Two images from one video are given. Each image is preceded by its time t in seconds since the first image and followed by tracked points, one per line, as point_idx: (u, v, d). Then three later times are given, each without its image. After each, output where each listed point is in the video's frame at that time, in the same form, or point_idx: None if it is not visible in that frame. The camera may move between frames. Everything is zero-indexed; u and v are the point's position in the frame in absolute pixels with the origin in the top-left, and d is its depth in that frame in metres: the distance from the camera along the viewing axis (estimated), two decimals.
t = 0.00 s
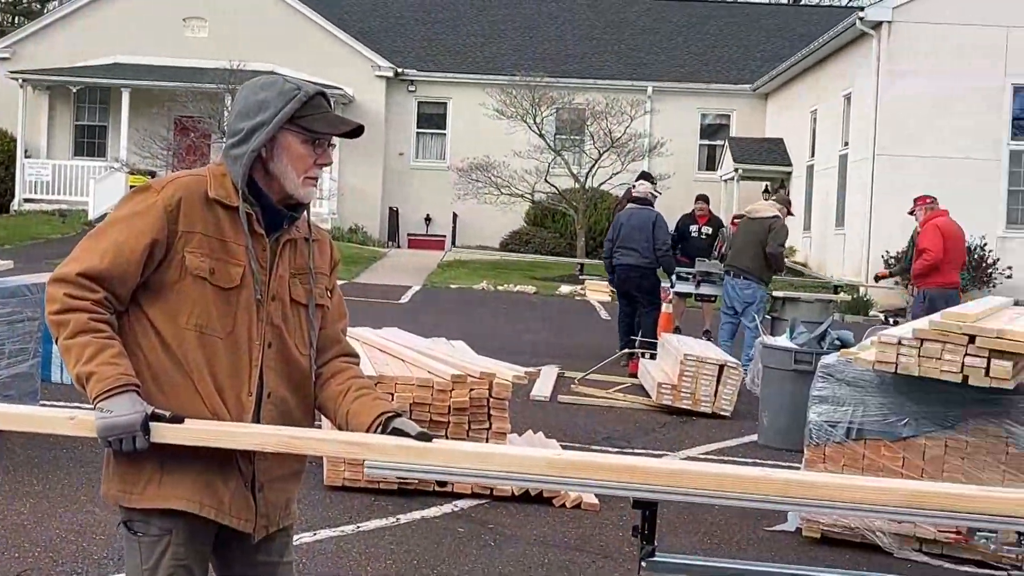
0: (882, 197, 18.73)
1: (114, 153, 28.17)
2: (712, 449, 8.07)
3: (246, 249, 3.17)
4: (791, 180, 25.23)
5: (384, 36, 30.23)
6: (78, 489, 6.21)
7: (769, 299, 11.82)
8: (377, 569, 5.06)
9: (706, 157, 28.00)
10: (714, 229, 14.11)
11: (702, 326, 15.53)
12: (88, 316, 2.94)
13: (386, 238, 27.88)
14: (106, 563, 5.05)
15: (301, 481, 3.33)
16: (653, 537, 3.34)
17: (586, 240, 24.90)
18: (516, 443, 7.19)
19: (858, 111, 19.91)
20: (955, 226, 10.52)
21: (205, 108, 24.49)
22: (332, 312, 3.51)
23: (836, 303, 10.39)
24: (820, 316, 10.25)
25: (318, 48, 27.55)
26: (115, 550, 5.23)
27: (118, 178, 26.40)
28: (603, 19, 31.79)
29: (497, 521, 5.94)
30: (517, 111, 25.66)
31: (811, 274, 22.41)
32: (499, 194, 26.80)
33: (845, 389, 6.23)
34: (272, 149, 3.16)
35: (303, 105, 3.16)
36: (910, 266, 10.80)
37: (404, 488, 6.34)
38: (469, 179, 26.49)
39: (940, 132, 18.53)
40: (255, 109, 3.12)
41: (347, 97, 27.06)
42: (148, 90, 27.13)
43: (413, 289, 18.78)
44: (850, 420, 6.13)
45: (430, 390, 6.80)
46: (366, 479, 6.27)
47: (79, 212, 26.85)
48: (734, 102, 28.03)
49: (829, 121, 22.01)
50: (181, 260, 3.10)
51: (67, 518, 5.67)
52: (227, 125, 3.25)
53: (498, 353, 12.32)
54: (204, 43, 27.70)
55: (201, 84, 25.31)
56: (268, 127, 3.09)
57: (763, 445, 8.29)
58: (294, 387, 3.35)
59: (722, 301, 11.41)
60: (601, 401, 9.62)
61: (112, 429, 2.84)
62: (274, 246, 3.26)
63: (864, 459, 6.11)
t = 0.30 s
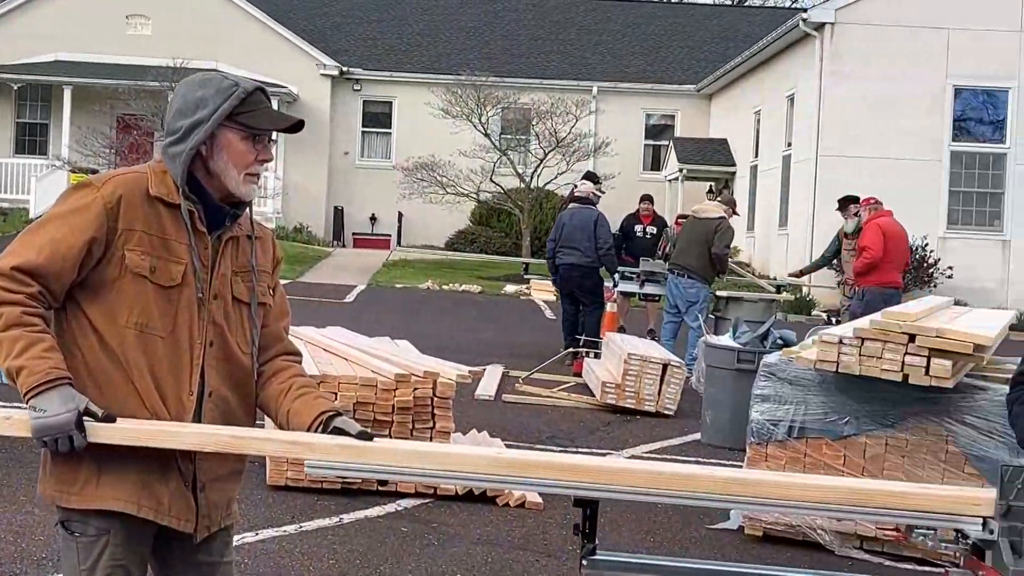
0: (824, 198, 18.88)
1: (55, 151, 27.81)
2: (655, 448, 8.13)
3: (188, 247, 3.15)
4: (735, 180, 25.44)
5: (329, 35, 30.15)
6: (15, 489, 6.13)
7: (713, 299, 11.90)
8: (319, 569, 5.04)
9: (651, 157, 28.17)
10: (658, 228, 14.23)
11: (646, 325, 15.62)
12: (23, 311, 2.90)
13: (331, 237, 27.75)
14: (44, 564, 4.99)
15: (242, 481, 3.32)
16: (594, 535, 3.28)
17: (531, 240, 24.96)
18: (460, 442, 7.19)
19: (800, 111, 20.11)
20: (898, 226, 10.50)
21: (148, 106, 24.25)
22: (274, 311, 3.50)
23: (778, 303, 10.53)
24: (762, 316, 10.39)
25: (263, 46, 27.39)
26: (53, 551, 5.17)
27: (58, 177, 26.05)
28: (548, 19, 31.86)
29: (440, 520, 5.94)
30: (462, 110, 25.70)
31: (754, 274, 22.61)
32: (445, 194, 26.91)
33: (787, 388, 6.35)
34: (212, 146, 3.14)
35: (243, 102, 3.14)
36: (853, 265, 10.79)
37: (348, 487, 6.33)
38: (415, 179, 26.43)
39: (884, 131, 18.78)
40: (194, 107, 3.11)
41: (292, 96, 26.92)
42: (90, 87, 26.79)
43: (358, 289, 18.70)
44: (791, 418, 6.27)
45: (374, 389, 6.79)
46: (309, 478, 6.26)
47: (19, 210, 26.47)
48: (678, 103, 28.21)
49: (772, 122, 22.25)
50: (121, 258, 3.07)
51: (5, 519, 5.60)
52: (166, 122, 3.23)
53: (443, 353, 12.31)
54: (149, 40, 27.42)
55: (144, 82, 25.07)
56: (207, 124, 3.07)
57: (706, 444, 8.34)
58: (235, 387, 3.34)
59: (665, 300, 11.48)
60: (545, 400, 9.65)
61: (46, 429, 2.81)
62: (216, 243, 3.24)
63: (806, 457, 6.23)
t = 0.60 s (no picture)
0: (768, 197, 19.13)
1: None
2: (599, 445, 8.19)
3: (130, 245, 3.12)
4: (681, 178, 25.62)
5: (274, 31, 30.04)
6: None
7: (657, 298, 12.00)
8: (262, 568, 5.02)
9: (597, 155, 28.31)
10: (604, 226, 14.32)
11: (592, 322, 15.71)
12: None
13: (277, 234, 27.78)
14: None
15: (184, 479, 3.30)
16: (537, 533, 3.28)
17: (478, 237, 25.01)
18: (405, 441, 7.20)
19: (744, 111, 20.31)
20: (840, 224, 10.59)
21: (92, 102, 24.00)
22: (219, 310, 3.48)
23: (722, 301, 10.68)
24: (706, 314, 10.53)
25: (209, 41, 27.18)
26: None
27: None
28: (495, 17, 31.88)
29: (384, 519, 5.94)
30: (409, 108, 25.71)
31: (700, 272, 22.82)
32: (391, 191, 26.43)
33: (731, 385, 6.40)
34: (155, 144, 3.12)
35: (184, 99, 3.12)
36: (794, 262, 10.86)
37: (291, 486, 6.31)
38: (362, 176, 26.36)
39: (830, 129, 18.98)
40: (135, 105, 3.07)
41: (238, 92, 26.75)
42: (32, 82, 26.42)
43: (304, 286, 18.64)
44: (735, 416, 6.33)
45: (318, 388, 6.78)
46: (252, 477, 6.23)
47: None
48: (625, 101, 28.32)
49: (717, 121, 22.45)
50: (62, 256, 3.02)
51: None
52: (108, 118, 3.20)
53: (389, 350, 12.29)
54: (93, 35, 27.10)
55: (89, 79, 24.82)
56: (149, 122, 3.04)
57: (650, 442, 8.43)
58: (177, 387, 3.32)
59: (612, 297, 11.55)
60: (489, 398, 9.67)
61: None
62: (159, 242, 3.22)
63: (750, 455, 6.27)
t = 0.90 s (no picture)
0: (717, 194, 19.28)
1: None
2: (549, 442, 8.22)
3: (74, 243, 3.08)
4: (631, 176, 25.73)
5: (223, 27, 29.84)
6: None
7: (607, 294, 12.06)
8: (209, 567, 4.99)
9: (547, 152, 28.37)
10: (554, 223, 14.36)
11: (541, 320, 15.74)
12: None
13: (226, 231, 27.62)
14: None
15: (130, 479, 3.26)
16: (485, 530, 3.27)
17: (428, 234, 24.99)
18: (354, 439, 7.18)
19: (693, 110, 20.45)
20: (784, 222, 10.70)
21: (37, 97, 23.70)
22: (167, 307, 3.44)
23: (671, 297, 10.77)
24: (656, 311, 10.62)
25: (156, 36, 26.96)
26: None
27: None
28: (445, 13, 31.84)
29: (334, 516, 5.92)
30: (358, 104, 25.64)
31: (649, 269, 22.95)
32: (341, 188, 26.43)
33: (681, 382, 6.38)
34: (100, 141, 3.09)
35: (132, 95, 3.09)
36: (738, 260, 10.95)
37: (240, 484, 6.27)
38: (311, 172, 26.21)
39: (780, 127, 19.12)
40: (82, 100, 3.04)
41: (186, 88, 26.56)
42: None
43: (253, 283, 18.51)
44: (684, 412, 6.31)
45: (267, 384, 6.75)
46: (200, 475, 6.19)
47: None
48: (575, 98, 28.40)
49: (667, 120, 22.58)
50: (4, 255, 2.99)
51: None
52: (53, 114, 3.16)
53: (339, 348, 12.24)
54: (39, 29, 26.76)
55: (33, 74, 24.50)
56: (95, 118, 3.01)
57: (600, 438, 8.45)
58: (123, 385, 3.28)
59: (562, 294, 11.58)
60: (441, 395, 9.68)
61: None
62: (105, 239, 3.18)
63: (698, 452, 6.30)
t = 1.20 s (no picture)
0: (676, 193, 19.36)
1: None
2: (508, 440, 8.24)
3: (21, 241, 3.03)
4: (590, 174, 25.75)
5: (180, 24, 29.61)
6: None
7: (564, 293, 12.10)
8: (164, 566, 4.96)
9: (507, 150, 28.36)
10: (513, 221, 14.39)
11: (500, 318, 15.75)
12: None
13: (183, 229, 27.39)
14: None
15: (82, 478, 3.22)
16: (443, 526, 3.27)
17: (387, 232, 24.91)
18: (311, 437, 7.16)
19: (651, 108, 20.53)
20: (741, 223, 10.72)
21: None
22: (133, 300, 3.43)
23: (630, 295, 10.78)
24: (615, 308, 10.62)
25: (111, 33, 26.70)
26: None
27: None
28: (404, 10, 31.76)
29: (292, 515, 5.90)
30: (316, 102, 25.51)
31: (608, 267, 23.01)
32: (300, 186, 26.27)
33: (640, 380, 6.40)
34: (44, 137, 3.07)
35: (75, 90, 3.07)
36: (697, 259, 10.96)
37: (197, 483, 6.23)
38: (269, 170, 26.02)
39: (742, 127, 19.19)
40: (24, 96, 3.03)
41: (142, 85, 26.33)
42: None
43: (210, 281, 18.37)
44: (642, 410, 6.35)
45: (225, 382, 6.73)
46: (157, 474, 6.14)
47: None
48: (534, 96, 28.41)
49: (625, 118, 22.66)
50: None
51: None
52: None
53: (296, 346, 12.18)
54: None
55: None
56: (38, 114, 3.00)
57: (558, 436, 8.48)
58: (74, 382, 3.24)
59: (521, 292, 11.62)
60: (399, 393, 9.66)
61: None
62: (52, 237, 3.14)
63: (656, 449, 6.34)
